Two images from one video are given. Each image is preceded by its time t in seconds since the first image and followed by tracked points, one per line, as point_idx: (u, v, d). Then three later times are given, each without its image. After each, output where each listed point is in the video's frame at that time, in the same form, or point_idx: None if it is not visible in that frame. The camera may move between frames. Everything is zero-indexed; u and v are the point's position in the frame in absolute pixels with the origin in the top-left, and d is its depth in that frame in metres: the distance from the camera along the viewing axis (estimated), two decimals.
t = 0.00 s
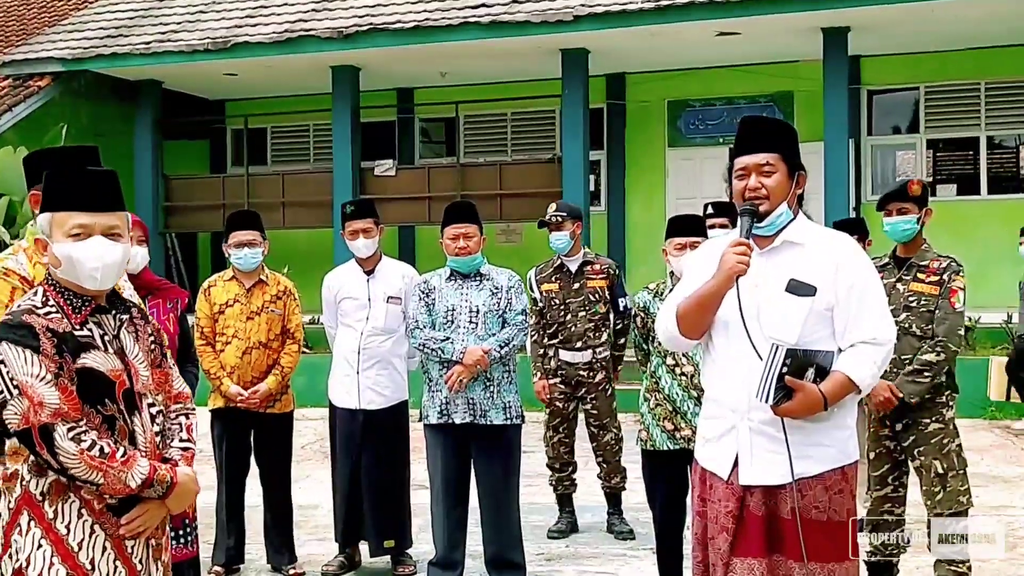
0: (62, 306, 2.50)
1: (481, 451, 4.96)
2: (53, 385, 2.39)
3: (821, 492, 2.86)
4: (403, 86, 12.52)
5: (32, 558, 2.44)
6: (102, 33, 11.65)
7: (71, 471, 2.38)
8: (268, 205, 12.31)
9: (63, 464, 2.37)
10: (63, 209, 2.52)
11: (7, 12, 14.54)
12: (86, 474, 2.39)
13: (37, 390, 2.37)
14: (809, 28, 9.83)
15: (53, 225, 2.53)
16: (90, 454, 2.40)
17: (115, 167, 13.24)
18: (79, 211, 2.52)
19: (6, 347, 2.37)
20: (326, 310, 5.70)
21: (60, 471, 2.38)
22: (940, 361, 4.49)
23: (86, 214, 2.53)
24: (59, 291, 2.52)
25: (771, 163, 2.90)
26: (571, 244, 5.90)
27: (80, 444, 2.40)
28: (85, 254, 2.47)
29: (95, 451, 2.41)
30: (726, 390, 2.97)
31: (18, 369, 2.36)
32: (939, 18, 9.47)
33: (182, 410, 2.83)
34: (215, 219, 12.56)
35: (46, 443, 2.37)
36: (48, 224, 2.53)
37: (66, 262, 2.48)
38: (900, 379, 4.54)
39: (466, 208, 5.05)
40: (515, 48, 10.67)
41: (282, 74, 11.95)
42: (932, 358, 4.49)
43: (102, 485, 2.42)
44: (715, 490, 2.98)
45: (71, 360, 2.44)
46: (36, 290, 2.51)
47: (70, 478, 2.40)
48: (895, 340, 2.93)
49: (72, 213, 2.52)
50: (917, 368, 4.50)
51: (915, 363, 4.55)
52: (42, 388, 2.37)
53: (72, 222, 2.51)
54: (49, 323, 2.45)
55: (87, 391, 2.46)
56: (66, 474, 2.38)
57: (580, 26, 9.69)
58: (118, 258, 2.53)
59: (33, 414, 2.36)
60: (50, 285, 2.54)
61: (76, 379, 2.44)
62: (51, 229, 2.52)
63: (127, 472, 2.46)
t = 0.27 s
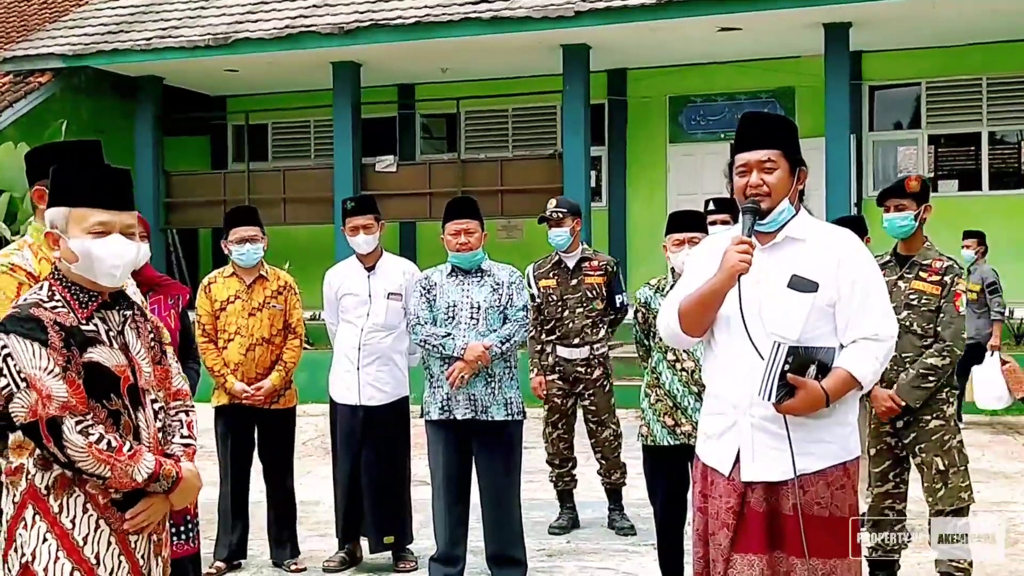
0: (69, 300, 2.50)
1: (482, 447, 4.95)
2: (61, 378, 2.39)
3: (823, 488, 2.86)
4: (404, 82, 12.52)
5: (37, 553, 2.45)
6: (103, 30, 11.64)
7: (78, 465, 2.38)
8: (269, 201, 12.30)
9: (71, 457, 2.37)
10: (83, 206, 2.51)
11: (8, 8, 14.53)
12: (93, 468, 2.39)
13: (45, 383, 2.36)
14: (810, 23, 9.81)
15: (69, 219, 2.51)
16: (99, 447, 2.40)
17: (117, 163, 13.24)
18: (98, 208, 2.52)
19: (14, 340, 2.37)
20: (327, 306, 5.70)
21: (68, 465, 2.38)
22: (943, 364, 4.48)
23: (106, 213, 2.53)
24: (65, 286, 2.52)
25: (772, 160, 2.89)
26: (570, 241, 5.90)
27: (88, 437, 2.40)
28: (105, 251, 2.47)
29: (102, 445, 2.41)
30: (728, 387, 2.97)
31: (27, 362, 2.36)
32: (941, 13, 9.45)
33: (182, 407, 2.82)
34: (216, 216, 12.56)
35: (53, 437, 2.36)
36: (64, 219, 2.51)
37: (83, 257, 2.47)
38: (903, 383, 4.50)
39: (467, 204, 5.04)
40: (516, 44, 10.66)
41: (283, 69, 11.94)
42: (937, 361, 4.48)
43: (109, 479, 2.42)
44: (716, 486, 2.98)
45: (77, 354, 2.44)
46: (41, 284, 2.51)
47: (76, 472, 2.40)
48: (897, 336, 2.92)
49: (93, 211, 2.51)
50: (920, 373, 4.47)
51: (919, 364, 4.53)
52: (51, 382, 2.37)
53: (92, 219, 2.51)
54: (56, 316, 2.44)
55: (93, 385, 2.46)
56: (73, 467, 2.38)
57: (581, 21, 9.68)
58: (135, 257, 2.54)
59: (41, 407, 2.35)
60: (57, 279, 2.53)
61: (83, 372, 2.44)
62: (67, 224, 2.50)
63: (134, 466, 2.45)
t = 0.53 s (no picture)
0: (70, 298, 2.50)
1: (483, 445, 4.96)
2: (72, 376, 2.39)
3: (825, 487, 2.86)
4: (405, 81, 12.52)
5: (46, 554, 2.44)
6: (104, 28, 11.64)
7: (93, 463, 2.36)
8: (270, 200, 12.30)
9: (85, 455, 2.35)
10: (92, 202, 2.52)
11: (9, 6, 14.53)
12: (108, 466, 2.38)
13: (57, 380, 2.35)
14: (812, 22, 9.80)
15: (78, 215, 2.51)
16: (114, 445, 2.40)
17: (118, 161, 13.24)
18: (108, 205, 2.54)
19: (23, 336, 2.35)
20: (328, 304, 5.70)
21: (81, 463, 2.36)
22: (945, 365, 4.47)
23: (116, 209, 2.55)
24: (65, 282, 2.51)
25: (767, 162, 2.89)
26: (569, 240, 5.90)
27: (104, 435, 2.39)
28: (120, 246, 2.50)
29: (117, 442, 2.41)
30: (729, 386, 2.97)
31: (37, 360, 2.34)
32: (944, 12, 9.44)
33: (170, 405, 2.82)
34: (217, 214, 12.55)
35: (67, 435, 2.34)
36: (72, 213, 2.50)
37: (95, 252, 2.48)
38: (904, 382, 4.50)
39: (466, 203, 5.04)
40: (518, 42, 10.65)
41: (284, 68, 11.94)
42: (938, 362, 4.47)
43: (123, 476, 2.42)
44: (718, 485, 2.98)
45: (85, 351, 2.45)
46: (40, 281, 2.49)
47: (89, 470, 2.37)
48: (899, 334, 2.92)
49: (103, 207, 2.53)
50: (922, 372, 4.47)
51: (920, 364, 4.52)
52: (62, 379, 2.36)
53: (103, 216, 2.52)
54: (62, 313, 2.44)
55: (101, 382, 2.46)
56: (89, 466, 2.36)
57: (583, 20, 9.67)
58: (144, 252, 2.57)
59: (54, 405, 2.33)
60: (55, 275, 2.51)
61: (91, 370, 2.45)
62: (76, 220, 2.50)
63: (146, 463, 2.47)
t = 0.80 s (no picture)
0: (68, 298, 2.46)
1: (484, 443, 4.96)
2: (74, 380, 2.37)
3: (826, 485, 2.86)
4: (406, 79, 12.52)
5: (41, 559, 2.41)
6: (105, 25, 11.64)
7: (93, 468, 2.36)
8: (271, 197, 12.30)
9: (86, 461, 2.34)
10: (122, 211, 2.51)
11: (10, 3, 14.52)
12: (109, 471, 2.38)
13: (61, 384, 2.33)
14: (814, 20, 9.79)
15: (106, 220, 2.48)
16: (115, 450, 2.40)
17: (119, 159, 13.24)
18: (137, 218, 2.54)
19: (25, 337, 2.31)
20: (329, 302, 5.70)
21: (81, 469, 2.35)
22: (947, 364, 4.46)
23: (142, 222, 2.55)
24: (64, 281, 2.47)
25: (764, 159, 2.89)
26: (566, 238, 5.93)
27: (105, 441, 2.39)
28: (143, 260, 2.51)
29: (118, 448, 2.41)
30: (730, 386, 2.97)
31: (40, 363, 2.31)
32: (945, 10, 9.43)
33: (153, 405, 2.79)
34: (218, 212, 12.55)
35: (68, 441, 2.32)
36: (100, 218, 2.48)
37: (118, 263, 2.48)
38: (905, 381, 4.50)
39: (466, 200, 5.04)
40: (519, 40, 10.65)
41: (285, 65, 11.94)
42: (939, 361, 4.47)
43: (122, 482, 2.42)
44: (719, 484, 2.98)
45: (83, 354, 2.43)
46: (38, 278, 2.45)
47: (88, 475, 2.37)
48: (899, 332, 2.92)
49: (133, 219, 2.52)
50: (924, 370, 4.47)
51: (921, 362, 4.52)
52: (66, 383, 2.34)
53: (131, 227, 2.52)
54: (62, 314, 2.42)
55: (99, 386, 2.46)
56: (89, 471, 2.36)
57: (584, 18, 9.66)
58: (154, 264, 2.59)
59: (57, 409, 2.31)
60: (54, 273, 2.47)
61: (89, 373, 2.43)
62: (104, 226, 2.48)
63: (144, 469, 2.47)
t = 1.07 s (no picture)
0: (75, 305, 2.43)
1: (483, 441, 4.96)
2: (84, 393, 2.35)
3: (826, 484, 2.86)
4: (406, 77, 12.52)
5: (34, 567, 2.39)
6: (106, 24, 11.63)
7: (95, 481, 2.35)
8: (272, 196, 12.29)
9: (90, 473, 2.33)
10: (145, 230, 2.50)
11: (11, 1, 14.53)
12: (110, 484, 2.37)
13: (72, 397, 2.31)
14: (814, 19, 9.79)
15: (130, 236, 2.47)
16: (117, 464, 2.40)
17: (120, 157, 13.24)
18: (155, 235, 2.55)
19: (38, 345, 2.29)
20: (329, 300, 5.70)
21: (83, 480, 2.34)
22: (948, 363, 4.46)
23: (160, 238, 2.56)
24: (72, 287, 2.44)
25: (767, 156, 2.89)
26: (566, 237, 5.93)
27: (109, 454, 2.38)
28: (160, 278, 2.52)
29: (120, 461, 2.41)
30: (731, 385, 2.97)
31: (53, 373, 2.28)
32: (945, 8, 9.43)
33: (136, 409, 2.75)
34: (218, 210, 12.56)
35: (74, 453, 2.31)
36: (125, 234, 2.46)
37: (134, 279, 2.48)
38: (906, 379, 4.51)
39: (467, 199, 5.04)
40: (519, 39, 10.65)
41: (286, 64, 11.94)
42: (941, 360, 4.47)
43: (120, 494, 2.41)
44: (720, 483, 2.98)
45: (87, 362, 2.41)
46: (48, 282, 2.41)
47: (88, 486, 2.36)
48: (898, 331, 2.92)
49: (154, 237, 2.53)
50: (926, 368, 4.47)
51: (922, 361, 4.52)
52: (76, 395, 2.32)
53: (151, 244, 2.53)
54: (71, 322, 2.39)
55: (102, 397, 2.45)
56: (90, 483, 2.35)
57: (584, 16, 9.66)
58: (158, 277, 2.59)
59: (67, 421, 2.29)
60: (63, 278, 2.43)
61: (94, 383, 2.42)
62: (128, 243, 2.47)
63: (141, 482, 2.47)
